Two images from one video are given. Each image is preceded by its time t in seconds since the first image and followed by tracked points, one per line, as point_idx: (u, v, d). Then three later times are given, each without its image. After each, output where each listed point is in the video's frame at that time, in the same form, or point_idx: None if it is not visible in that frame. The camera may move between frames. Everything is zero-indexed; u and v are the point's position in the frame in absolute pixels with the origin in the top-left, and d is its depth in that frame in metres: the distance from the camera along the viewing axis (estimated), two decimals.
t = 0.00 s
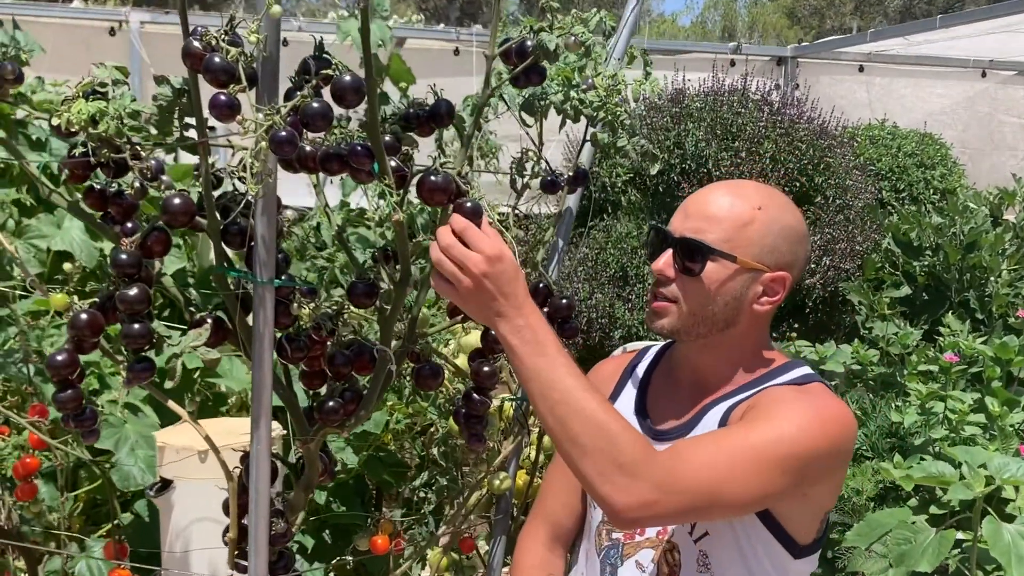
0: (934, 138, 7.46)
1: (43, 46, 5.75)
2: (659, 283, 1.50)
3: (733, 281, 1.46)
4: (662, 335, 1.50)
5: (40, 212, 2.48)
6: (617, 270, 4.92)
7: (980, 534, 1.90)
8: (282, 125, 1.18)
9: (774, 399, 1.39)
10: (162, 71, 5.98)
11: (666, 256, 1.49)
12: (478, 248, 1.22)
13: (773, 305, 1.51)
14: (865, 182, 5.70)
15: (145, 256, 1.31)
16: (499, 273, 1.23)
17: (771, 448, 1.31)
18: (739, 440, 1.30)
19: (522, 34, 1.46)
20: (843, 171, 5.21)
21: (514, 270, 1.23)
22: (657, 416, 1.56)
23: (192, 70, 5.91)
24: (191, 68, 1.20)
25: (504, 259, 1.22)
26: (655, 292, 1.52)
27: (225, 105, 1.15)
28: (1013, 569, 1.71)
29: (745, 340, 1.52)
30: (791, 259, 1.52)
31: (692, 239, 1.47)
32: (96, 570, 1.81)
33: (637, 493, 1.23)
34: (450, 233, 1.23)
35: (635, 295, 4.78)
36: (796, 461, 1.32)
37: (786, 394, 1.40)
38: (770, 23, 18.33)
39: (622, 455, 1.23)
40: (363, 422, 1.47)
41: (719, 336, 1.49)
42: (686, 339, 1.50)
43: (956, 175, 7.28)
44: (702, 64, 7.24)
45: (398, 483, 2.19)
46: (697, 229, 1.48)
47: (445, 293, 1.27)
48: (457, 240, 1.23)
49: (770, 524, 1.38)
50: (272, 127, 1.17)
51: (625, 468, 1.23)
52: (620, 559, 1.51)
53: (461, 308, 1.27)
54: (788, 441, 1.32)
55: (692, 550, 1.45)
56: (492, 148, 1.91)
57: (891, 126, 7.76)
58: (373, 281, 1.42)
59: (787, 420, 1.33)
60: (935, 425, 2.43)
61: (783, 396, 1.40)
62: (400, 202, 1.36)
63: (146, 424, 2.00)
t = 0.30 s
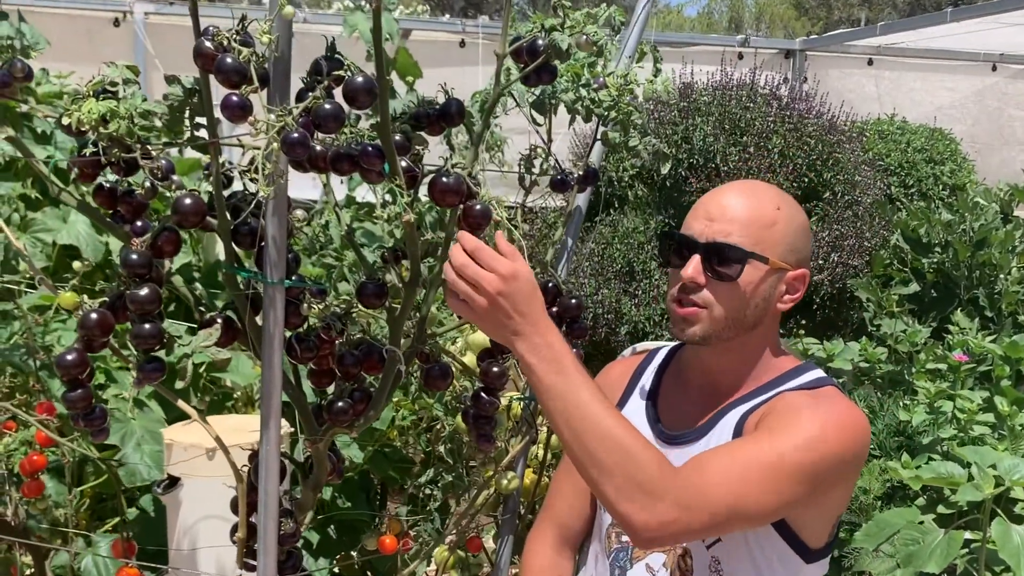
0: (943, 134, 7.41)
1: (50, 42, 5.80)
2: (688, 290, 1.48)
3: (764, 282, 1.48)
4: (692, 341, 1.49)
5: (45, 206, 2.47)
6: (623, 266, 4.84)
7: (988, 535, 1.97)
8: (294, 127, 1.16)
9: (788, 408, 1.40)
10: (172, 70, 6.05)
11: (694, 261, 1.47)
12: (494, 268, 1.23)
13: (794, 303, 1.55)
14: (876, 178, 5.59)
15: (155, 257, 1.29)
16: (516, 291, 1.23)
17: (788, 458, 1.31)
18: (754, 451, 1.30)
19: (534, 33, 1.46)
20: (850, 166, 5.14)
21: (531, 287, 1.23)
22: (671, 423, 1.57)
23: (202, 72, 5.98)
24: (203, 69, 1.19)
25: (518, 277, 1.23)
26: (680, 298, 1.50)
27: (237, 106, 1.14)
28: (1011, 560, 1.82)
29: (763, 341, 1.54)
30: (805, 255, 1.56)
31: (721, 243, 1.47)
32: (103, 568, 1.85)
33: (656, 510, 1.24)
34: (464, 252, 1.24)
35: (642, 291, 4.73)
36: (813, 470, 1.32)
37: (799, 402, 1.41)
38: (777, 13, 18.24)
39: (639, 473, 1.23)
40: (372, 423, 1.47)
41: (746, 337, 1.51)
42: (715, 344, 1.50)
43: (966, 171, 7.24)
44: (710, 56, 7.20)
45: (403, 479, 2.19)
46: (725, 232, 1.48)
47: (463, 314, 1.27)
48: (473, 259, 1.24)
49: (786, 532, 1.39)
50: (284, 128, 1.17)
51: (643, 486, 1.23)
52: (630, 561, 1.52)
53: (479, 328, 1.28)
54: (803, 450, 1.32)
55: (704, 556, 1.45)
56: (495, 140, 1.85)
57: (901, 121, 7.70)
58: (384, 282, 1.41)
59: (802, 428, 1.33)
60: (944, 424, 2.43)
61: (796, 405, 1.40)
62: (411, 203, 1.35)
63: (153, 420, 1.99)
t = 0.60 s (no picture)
0: (948, 130, 7.36)
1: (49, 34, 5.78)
2: (698, 292, 1.43)
3: (769, 277, 1.46)
4: (706, 346, 1.44)
5: (44, 201, 2.45)
6: (625, 262, 4.82)
7: (991, 534, 1.97)
8: (294, 125, 1.15)
9: (803, 431, 1.36)
10: (170, 62, 6.03)
11: (702, 264, 1.43)
12: (518, 415, 1.22)
13: (786, 294, 1.55)
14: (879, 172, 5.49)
15: (155, 255, 1.28)
16: (544, 434, 1.21)
17: (830, 498, 1.28)
18: (797, 502, 1.27)
19: (536, 30, 1.46)
20: (855, 162, 4.99)
21: (557, 428, 1.21)
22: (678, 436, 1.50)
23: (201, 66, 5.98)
24: (203, 67, 1.18)
25: (542, 421, 1.21)
26: (688, 303, 1.45)
27: (237, 105, 1.14)
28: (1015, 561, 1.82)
29: (766, 341, 1.50)
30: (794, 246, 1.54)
31: (726, 242, 1.43)
32: (102, 566, 1.87)
33: None
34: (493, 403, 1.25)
35: (644, 287, 4.71)
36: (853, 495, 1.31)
37: (811, 421, 1.37)
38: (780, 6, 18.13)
39: None
40: (372, 422, 1.46)
41: (753, 335, 1.47)
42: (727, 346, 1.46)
43: (971, 167, 7.19)
44: (714, 51, 7.15)
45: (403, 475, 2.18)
46: (729, 231, 1.44)
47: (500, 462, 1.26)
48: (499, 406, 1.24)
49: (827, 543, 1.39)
50: (284, 127, 1.15)
51: None
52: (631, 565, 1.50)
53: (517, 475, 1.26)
54: (838, 480, 1.30)
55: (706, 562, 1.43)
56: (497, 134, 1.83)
57: (905, 116, 7.65)
58: (384, 281, 1.40)
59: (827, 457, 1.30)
60: (947, 423, 2.42)
61: (809, 426, 1.36)
62: (411, 202, 1.35)
63: (152, 416, 1.99)
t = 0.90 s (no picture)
0: (949, 128, 7.35)
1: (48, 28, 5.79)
2: (685, 292, 1.38)
3: (756, 275, 1.41)
4: (693, 347, 1.39)
5: (41, 197, 2.44)
6: (625, 260, 4.80)
7: (990, 535, 1.97)
8: (293, 125, 1.15)
9: (811, 442, 1.31)
10: (168, 56, 6.05)
11: (687, 263, 1.38)
12: None
13: (773, 294, 1.50)
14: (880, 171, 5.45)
15: (152, 254, 1.27)
16: None
17: (868, 509, 1.28)
18: (841, 520, 1.27)
19: (536, 29, 1.45)
20: (856, 160, 4.92)
21: None
22: (675, 444, 1.42)
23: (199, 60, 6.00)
24: (201, 66, 1.17)
25: None
26: (673, 305, 1.40)
27: (236, 104, 1.13)
28: (1015, 565, 1.81)
29: (757, 342, 1.44)
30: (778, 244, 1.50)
31: (710, 240, 1.39)
32: (99, 564, 1.86)
33: None
34: None
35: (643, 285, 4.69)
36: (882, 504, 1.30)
37: (816, 430, 1.32)
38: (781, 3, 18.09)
39: None
40: (370, 423, 1.46)
41: (742, 335, 1.42)
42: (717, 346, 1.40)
43: (972, 166, 7.17)
44: (714, 48, 7.14)
45: (400, 474, 2.18)
46: (712, 230, 1.40)
47: None
48: None
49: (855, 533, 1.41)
50: (282, 127, 1.14)
51: None
52: (628, 573, 1.43)
53: None
54: (866, 488, 1.28)
55: (707, 571, 1.36)
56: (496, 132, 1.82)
57: (906, 114, 7.63)
58: (382, 281, 1.39)
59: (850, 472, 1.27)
60: (946, 424, 2.41)
61: (816, 436, 1.31)
62: (410, 202, 1.34)
63: (150, 414, 1.99)
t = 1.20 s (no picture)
0: (944, 128, 7.35)
1: (41, 20, 5.77)
2: (675, 291, 1.38)
3: (746, 274, 1.41)
4: (683, 346, 1.38)
5: (33, 190, 2.43)
6: (620, 258, 4.77)
7: (980, 534, 1.98)
8: (284, 118, 1.14)
9: (803, 444, 1.32)
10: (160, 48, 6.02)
11: (678, 262, 1.38)
12: None
13: (763, 292, 1.49)
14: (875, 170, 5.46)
15: (142, 248, 1.26)
16: None
17: (860, 509, 1.29)
18: (834, 521, 1.29)
19: (530, 24, 1.45)
20: (851, 159, 4.92)
21: None
22: (665, 445, 1.41)
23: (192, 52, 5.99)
24: (192, 58, 1.16)
25: None
26: (664, 304, 1.39)
27: (228, 97, 1.12)
28: (1004, 564, 1.82)
29: (747, 342, 1.44)
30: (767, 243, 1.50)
31: (701, 239, 1.38)
32: (89, 559, 1.88)
33: None
34: None
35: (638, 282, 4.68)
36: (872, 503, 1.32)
37: (808, 432, 1.32)
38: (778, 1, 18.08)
39: None
40: (361, 418, 1.45)
41: (732, 335, 1.42)
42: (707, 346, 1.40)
43: (967, 165, 7.18)
44: (710, 45, 7.13)
45: (391, 470, 2.18)
46: (702, 229, 1.39)
47: None
48: None
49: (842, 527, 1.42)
50: (274, 120, 1.14)
51: None
52: (617, 573, 1.43)
53: None
54: (858, 489, 1.30)
55: (697, 571, 1.37)
56: (490, 126, 1.77)
57: (901, 114, 7.63)
58: (374, 276, 1.39)
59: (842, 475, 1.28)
60: (938, 422, 2.42)
61: (808, 438, 1.31)
62: (402, 197, 1.34)
63: (140, 409, 1.98)
